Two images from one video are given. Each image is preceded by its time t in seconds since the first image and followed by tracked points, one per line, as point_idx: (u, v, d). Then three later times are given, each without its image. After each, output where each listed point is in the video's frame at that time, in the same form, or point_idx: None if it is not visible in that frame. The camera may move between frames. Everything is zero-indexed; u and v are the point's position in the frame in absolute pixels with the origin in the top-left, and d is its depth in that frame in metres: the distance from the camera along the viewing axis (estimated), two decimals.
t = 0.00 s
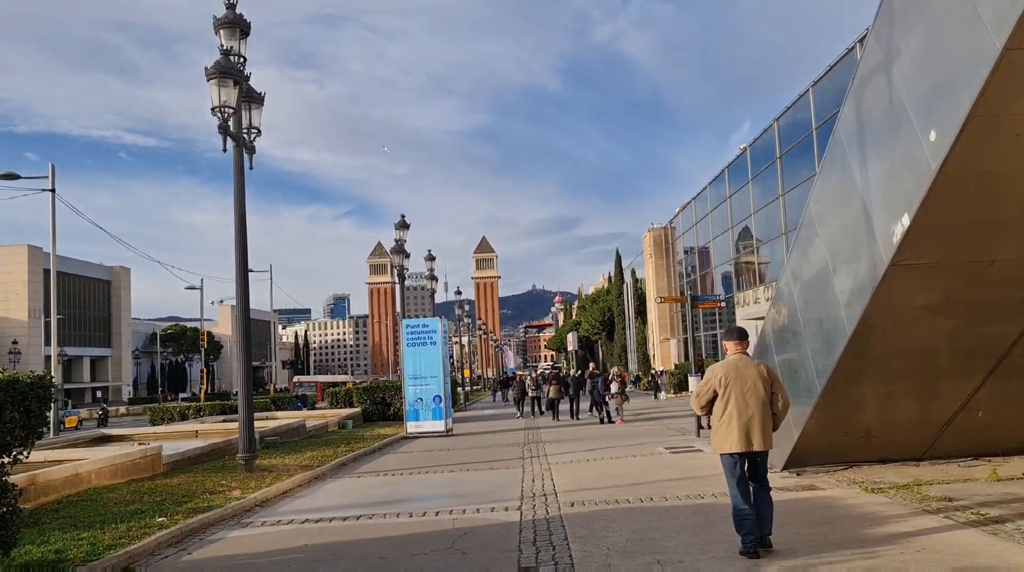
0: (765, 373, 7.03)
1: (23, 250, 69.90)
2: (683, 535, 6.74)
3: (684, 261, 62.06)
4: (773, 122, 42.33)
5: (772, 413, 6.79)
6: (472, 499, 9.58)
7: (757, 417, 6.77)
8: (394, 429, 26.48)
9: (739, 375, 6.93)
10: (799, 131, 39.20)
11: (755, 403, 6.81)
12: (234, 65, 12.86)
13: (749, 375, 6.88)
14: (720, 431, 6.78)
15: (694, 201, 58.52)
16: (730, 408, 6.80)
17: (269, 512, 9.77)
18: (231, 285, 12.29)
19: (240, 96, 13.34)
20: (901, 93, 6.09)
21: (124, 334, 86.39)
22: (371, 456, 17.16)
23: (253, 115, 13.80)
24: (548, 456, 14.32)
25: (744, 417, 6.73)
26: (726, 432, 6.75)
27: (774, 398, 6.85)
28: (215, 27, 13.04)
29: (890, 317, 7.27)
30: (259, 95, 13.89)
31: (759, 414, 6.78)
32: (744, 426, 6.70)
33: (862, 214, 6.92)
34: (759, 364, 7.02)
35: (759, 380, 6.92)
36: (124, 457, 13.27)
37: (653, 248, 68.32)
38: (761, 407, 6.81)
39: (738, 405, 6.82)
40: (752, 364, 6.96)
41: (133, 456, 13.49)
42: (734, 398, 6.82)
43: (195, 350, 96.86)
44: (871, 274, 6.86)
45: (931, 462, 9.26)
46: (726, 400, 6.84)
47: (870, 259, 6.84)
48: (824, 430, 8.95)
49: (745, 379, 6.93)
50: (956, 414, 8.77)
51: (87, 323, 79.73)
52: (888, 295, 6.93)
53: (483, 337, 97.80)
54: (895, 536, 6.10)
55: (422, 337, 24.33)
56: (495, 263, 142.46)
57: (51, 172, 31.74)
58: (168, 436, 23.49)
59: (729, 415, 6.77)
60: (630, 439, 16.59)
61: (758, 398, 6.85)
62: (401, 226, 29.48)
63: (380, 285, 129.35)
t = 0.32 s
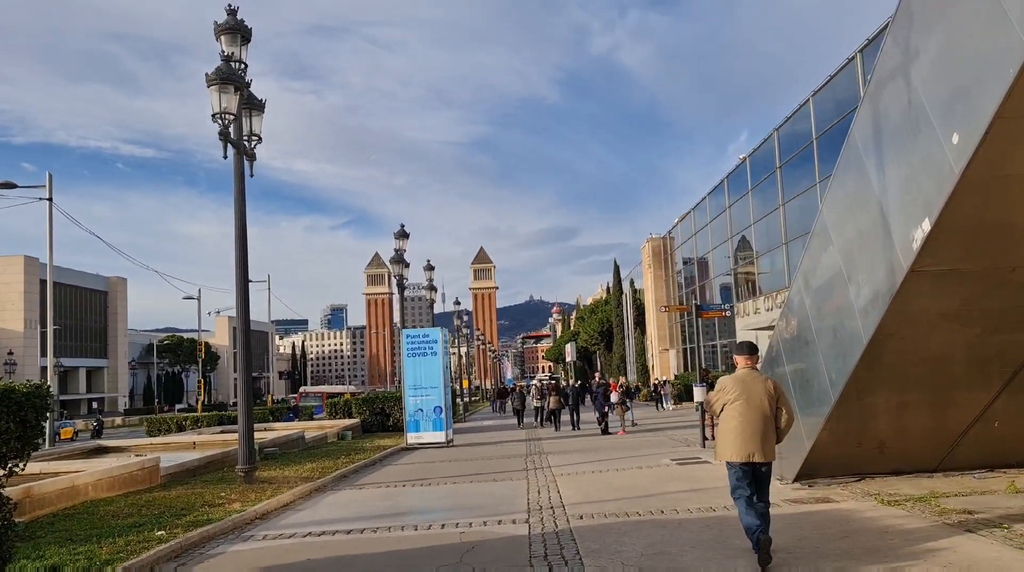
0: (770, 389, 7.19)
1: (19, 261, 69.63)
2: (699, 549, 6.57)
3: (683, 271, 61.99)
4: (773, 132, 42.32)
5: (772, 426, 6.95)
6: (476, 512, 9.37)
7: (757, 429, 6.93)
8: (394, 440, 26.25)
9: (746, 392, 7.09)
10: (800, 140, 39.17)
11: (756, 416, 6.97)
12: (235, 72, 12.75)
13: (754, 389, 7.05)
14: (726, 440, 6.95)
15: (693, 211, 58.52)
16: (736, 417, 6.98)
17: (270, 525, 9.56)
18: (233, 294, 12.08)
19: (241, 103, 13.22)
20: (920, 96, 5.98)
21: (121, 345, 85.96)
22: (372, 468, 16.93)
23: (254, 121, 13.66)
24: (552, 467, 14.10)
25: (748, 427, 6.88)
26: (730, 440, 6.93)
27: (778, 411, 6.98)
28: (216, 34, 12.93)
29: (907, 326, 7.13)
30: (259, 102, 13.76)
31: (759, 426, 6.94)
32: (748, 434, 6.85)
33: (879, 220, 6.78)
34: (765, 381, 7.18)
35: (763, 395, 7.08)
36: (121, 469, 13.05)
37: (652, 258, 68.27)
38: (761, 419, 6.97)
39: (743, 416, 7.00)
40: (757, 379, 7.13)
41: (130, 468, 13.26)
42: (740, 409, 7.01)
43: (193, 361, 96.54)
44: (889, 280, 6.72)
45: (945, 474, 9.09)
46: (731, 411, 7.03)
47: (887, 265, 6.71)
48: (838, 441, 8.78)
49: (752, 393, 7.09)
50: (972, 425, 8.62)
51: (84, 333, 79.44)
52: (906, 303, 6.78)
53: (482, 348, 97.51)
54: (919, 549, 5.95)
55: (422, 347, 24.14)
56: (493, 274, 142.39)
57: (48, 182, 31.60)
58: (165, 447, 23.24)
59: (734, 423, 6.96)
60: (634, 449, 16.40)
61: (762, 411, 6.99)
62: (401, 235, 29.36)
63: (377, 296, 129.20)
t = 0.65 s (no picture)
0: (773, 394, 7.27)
1: (11, 268, 69.16)
2: (710, 560, 6.43)
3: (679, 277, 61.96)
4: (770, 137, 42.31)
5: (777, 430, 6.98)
6: (477, 521, 9.19)
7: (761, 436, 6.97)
8: (391, 447, 26.03)
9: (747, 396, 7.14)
10: (797, 145, 39.14)
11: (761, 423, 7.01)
12: (231, 75, 12.61)
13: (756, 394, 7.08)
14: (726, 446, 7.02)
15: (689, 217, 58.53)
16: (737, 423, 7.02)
17: (268, 537, 9.37)
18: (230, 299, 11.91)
19: (238, 107, 13.06)
20: (935, 96, 5.88)
21: (114, 352, 85.45)
22: (369, 476, 16.72)
23: (250, 126, 13.50)
24: (553, 475, 13.93)
25: (751, 433, 6.91)
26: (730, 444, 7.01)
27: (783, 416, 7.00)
28: (212, 36, 12.78)
29: (921, 331, 7.00)
30: (256, 106, 13.60)
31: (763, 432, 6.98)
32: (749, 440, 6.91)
33: (893, 223, 6.67)
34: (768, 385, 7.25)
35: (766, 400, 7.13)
36: (115, 478, 12.84)
37: (647, 264, 68.19)
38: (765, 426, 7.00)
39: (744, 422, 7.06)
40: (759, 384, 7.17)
41: (124, 478, 13.05)
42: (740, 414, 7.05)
43: (186, 368, 95.97)
44: (903, 285, 6.60)
45: (955, 481, 8.95)
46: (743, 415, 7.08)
47: (902, 269, 6.59)
48: (847, 449, 8.64)
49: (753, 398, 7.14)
50: (983, 431, 8.47)
51: (76, 340, 78.86)
52: (919, 308, 6.66)
53: (477, 354, 97.21)
54: (936, 559, 5.84)
55: (420, 353, 23.96)
56: (488, 280, 142.18)
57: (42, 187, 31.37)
58: (159, 455, 22.98)
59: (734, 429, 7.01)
60: (635, 457, 16.22)
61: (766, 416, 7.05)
62: (397, 242, 29.18)
63: (372, 302, 128.92)
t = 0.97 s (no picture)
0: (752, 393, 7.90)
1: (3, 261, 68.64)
2: (709, 564, 6.28)
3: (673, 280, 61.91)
4: (767, 141, 42.22)
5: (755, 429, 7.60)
6: (469, 523, 9.02)
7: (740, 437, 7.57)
8: (382, 447, 25.84)
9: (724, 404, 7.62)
10: (795, 149, 39.08)
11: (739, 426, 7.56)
12: (226, 66, 12.39)
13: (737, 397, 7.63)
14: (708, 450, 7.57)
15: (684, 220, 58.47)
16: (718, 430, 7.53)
17: (255, 536, 9.16)
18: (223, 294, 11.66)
19: (232, 99, 12.86)
20: (948, 91, 5.74)
21: (106, 347, 84.98)
22: (360, 475, 16.53)
23: (244, 118, 13.30)
24: (548, 477, 13.73)
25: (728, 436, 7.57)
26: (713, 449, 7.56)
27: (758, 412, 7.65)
28: (207, 27, 12.57)
29: (926, 334, 6.85)
30: (250, 98, 13.40)
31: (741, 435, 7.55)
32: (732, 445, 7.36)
33: (900, 223, 6.53)
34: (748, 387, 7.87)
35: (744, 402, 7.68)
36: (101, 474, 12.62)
37: (642, 266, 68.05)
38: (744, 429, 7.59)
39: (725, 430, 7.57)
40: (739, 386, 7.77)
41: (111, 474, 12.83)
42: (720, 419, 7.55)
43: (178, 365, 95.45)
44: (910, 287, 6.46)
45: (956, 488, 8.81)
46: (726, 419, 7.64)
47: (909, 270, 6.45)
48: (846, 454, 8.49)
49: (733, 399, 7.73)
50: (986, 437, 8.34)
51: (67, 336, 78.24)
52: (925, 311, 6.51)
53: (470, 355, 97.03)
54: (943, 567, 5.71)
55: (413, 352, 23.72)
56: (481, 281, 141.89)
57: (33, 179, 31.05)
58: (148, 452, 22.74)
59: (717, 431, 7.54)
60: (629, 459, 16.09)
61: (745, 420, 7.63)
62: (391, 239, 28.97)
63: (365, 301, 128.60)
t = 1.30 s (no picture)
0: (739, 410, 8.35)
1: None
2: None
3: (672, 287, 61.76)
4: (768, 149, 42.10)
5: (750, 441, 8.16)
6: (463, 531, 8.80)
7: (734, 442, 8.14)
8: (377, 451, 25.59)
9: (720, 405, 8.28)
10: (796, 157, 38.93)
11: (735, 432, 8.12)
12: (224, 62, 12.19)
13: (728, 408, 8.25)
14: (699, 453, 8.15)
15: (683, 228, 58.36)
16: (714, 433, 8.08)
17: (244, 542, 8.92)
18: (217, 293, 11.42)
19: (229, 95, 12.64)
20: (966, 96, 5.59)
21: (102, 346, 84.55)
22: (354, 480, 16.29)
23: (242, 116, 13.09)
24: (544, 485, 13.51)
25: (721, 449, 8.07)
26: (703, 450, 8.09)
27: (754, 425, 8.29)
28: (206, 23, 12.37)
29: (937, 346, 6.66)
30: (248, 96, 13.21)
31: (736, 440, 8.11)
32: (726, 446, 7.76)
33: (914, 231, 6.36)
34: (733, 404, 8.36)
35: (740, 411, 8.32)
36: (89, 475, 12.38)
37: (640, 274, 67.90)
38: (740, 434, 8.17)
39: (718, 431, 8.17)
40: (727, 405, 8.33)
41: (99, 475, 12.58)
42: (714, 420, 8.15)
43: (173, 365, 94.96)
44: (922, 297, 6.29)
45: (962, 504, 8.62)
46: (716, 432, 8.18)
47: (921, 280, 6.29)
48: (851, 468, 8.30)
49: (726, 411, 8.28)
50: (995, 453, 8.14)
51: (63, 334, 77.81)
52: (938, 322, 6.34)
53: (467, 360, 96.71)
54: None
55: (409, 355, 23.53)
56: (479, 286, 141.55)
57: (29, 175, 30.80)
58: (140, 453, 22.48)
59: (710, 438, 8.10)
60: (627, 468, 15.88)
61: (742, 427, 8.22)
62: (390, 242, 28.77)
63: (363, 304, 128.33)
